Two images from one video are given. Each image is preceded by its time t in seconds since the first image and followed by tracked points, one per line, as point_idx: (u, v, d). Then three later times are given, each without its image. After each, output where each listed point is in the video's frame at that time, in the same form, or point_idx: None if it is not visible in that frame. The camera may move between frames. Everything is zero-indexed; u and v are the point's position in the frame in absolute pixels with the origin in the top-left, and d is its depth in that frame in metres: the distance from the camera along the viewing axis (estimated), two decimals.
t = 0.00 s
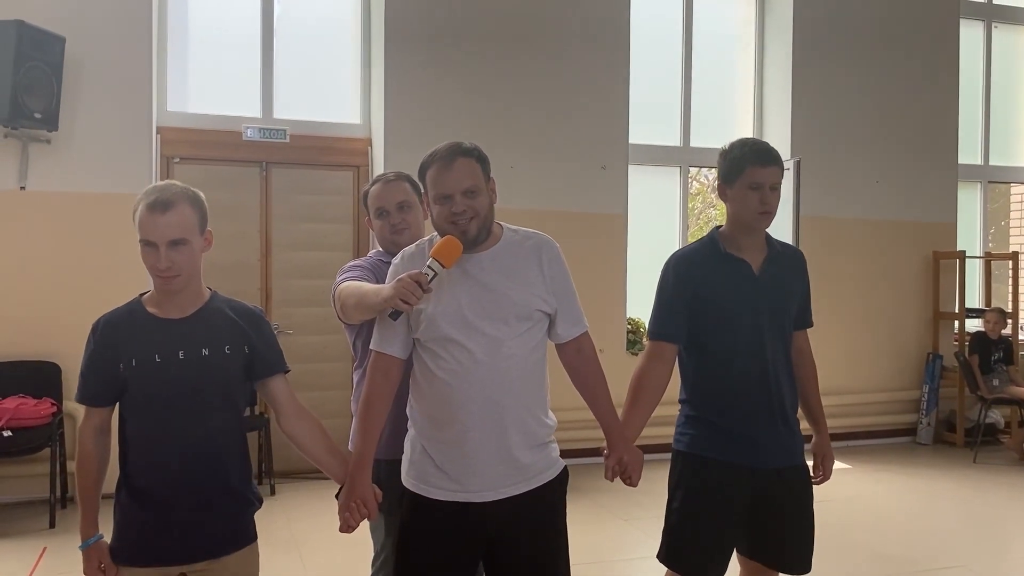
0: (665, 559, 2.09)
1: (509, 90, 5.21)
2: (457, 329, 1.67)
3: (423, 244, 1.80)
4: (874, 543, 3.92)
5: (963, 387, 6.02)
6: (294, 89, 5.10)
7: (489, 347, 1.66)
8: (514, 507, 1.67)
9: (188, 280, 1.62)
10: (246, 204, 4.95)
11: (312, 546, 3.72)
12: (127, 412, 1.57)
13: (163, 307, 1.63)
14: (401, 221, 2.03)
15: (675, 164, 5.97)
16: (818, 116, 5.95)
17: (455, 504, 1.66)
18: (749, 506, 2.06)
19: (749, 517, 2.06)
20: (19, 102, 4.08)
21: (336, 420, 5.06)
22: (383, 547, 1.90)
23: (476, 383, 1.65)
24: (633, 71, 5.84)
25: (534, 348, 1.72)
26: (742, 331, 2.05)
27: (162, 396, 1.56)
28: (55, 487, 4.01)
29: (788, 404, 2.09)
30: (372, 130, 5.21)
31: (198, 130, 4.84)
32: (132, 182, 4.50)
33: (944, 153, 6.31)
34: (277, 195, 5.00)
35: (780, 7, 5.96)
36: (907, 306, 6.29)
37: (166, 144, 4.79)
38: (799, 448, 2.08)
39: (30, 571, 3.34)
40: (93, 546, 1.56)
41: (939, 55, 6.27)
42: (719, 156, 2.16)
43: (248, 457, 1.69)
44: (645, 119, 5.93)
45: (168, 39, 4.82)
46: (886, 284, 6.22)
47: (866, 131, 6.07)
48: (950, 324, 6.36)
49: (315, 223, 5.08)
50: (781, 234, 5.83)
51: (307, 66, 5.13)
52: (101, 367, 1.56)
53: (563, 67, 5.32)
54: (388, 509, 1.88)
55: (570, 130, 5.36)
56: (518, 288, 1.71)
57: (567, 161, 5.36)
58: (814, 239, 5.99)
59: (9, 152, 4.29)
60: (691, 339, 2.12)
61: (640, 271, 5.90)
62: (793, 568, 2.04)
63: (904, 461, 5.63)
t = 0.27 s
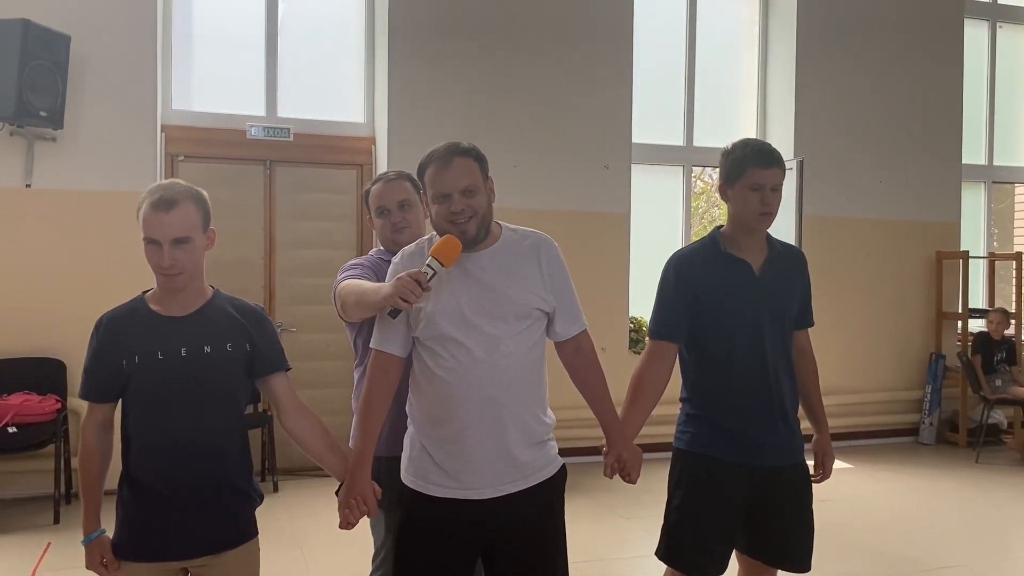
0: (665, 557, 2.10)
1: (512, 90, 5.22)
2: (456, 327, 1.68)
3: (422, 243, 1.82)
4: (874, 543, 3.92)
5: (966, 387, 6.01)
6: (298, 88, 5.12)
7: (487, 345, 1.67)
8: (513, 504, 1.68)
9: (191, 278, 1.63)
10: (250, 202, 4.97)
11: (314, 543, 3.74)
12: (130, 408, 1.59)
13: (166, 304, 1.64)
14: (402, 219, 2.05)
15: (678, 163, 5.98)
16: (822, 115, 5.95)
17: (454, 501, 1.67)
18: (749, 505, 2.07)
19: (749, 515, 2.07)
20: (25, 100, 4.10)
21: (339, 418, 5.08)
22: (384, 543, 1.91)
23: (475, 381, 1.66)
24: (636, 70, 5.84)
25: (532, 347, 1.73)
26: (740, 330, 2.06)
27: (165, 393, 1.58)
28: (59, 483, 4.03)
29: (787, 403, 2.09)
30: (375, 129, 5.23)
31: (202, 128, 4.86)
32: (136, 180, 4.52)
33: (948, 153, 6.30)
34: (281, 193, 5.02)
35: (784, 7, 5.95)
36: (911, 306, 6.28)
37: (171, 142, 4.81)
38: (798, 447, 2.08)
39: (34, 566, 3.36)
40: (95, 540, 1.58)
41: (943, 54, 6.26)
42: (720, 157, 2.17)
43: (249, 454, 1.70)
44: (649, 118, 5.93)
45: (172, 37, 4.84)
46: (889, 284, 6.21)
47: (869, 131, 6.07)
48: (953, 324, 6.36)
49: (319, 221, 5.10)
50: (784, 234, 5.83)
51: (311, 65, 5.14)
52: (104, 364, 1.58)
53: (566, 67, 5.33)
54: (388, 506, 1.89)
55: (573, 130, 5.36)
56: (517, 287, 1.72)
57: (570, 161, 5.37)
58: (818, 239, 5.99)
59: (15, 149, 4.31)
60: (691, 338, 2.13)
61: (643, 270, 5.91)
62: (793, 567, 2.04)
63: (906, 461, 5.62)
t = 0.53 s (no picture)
0: (665, 553, 2.12)
1: (517, 88, 5.23)
2: (456, 324, 1.69)
3: (424, 240, 1.83)
4: (877, 541, 3.92)
5: (972, 386, 5.99)
6: (304, 86, 5.14)
7: (487, 342, 1.68)
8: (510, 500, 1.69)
9: (195, 275, 1.65)
10: (256, 200, 4.99)
11: (318, 538, 3.76)
12: (135, 403, 1.61)
13: (170, 300, 1.66)
14: (404, 217, 2.06)
15: (683, 162, 5.97)
16: (828, 113, 5.93)
17: (454, 494, 1.69)
18: (749, 501, 2.08)
19: (749, 512, 2.08)
20: (32, 97, 4.14)
21: (344, 414, 5.10)
22: (387, 538, 1.93)
23: (475, 377, 1.68)
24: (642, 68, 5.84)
25: (532, 344, 1.74)
26: (740, 328, 2.07)
27: (169, 388, 1.60)
28: (66, 477, 4.07)
29: (788, 400, 2.10)
30: (381, 127, 5.24)
31: (209, 126, 4.89)
32: (143, 177, 4.55)
33: (955, 151, 6.27)
34: (286, 190, 5.04)
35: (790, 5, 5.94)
36: (916, 305, 6.26)
37: (177, 140, 4.84)
38: (799, 445, 2.09)
39: (41, 560, 3.40)
40: (100, 534, 1.59)
41: (949, 52, 6.23)
42: (722, 156, 2.17)
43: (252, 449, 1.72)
44: (654, 116, 5.93)
45: (179, 35, 4.87)
46: (894, 282, 6.20)
47: (875, 128, 6.05)
48: (959, 323, 6.34)
49: (324, 218, 5.12)
50: (789, 232, 5.83)
51: (317, 63, 5.17)
52: (109, 359, 1.60)
53: (572, 64, 5.33)
54: (390, 500, 1.91)
55: (578, 128, 5.36)
56: (517, 284, 1.73)
57: (575, 158, 5.37)
58: (823, 237, 5.98)
59: (24, 146, 4.35)
60: (692, 336, 2.14)
61: (648, 268, 5.91)
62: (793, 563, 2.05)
63: (911, 459, 5.61)
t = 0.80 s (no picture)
0: (665, 548, 2.12)
1: (524, 85, 5.23)
2: (459, 320, 1.70)
3: (426, 237, 1.84)
4: (883, 540, 3.91)
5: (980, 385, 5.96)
6: (312, 83, 5.16)
7: (489, 338, 1.69)
8: (511, 494, 1.70)
9: (199, 270, 1.67)
10: (264, 197, 5.02)
11: (324, 533, 3.79)
12: (140, 398, 1.63)
13: (174, 296, 1.67)
14: (408, 213, 2.07)
15: (691, 159, 5.96)
16: (836, 110, 5.91)
17: (455, 488, 1.70)
18: (749, 498, 2.08)
19: (749, 509, 2.08)
20: (43, 95, 4.17)
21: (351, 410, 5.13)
22: (388, 532, 1.95)
23: (477, 372, 1.68)
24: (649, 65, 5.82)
25: (534, 340, 1.75)
26: (742, 324, 2.07)
27: (173, 383, 1.62)
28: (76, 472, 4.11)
29: (789, 398, 2.10)
30: (389, 125, 5.26)
31: (218, 123, 4.92)
32: (152, 174, 4.58)
33: (964, 148, 6.23)
34: (294, 187, 5.07)
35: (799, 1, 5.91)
36: (925, 302, 6.23)
37: (186, 137, 4.86)
38: (800, 442, 2.09)
39: (50, 553, 3.44)
40: (107, 527, 1.61)
41: (960, 49, 6.19)
42: (723, 152, 2.17)
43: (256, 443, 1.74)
44: (662, 113, 5.92)
45: (188, 33, 4.90)
46: (903, 280, 6.17)
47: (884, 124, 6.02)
48: (968, 321, 6.30)
49: (331, 215, 5.14)
50: (796, 230, 5.81)
51: (325, 60, 5.18)
52: (114, 354, 1.62)
53: (580, 61, 5.33)
54: (391, 495, 1.92)
55: (585, 125, 5.36)
56: (519, 280, 1.74)
57: (581, 155, 5.37)
58: (831, 235, 5.95)
59: (34, 143, 4.39)
60: (693, 333, 2.14)
61: (654, 265, 5.90)
62: (793, 561, 2.05)
63: (919, 458, 5.59)
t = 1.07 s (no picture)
0: (668, 542, 2.12)
1: (532, 81, 5.23)
2: (464, 315, 1.71)
3: (431, 233, 1.85)
4: (891, 537, 3.90)
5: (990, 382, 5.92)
6: (320, 81, 5.18)
7: (494, 333, 1.70)
8: (515, 488, 1.71)
9: (205, 265, 1.68)
10: (273, 194, 5.04)
11: (332, 529, 3.82)
12: (147, 392, 1.64)
13: (181, 291, 1.69)
14: (413, 209, 2.08)
15: (699, 155, 5.95)
16: (845, 106, 5.88)
17: (459, 482, 1.71)
18: (751, 493, 2.08)
19: (751, 504, 2.09)
20: (54, 93, 4.21)
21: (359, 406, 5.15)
22: (394, 526, 1.96)
23: (482, 367, 1.70)
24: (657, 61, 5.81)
25: (539, 336, 1.76)
26: (746, 320, 2.07)
27: (180, 378, 1.64)
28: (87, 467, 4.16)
29: (792, 393, 2.10)
30: (397, 122, 5.27)
31: (227, 121, 4.94)
32: (162, 171, 4.61)
33: (975, 144, 6.19)
34: (303, 185, 5.09)
35: None
36: (934, 299, 6.20)
37: (196, 135, 4.90)
38: (802, 438, 2.09)
39: (62, 548, 3.48)
40: (115, 521, 1.63)
41: (970, 43, 6.15)
42: (726, 148, 2.17)
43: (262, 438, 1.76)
44: (671, 109, 5.91)
45: (197, 31, 4.92)
46: (912, 277, 6.14)
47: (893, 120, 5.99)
48: (978, 318, 6.27)
49: (339, 212, 5.16)
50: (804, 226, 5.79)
51: (333, 58, 5.20)
52: (122, 349, 1.64)
53: (588, 58, 5.33)
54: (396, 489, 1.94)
55: (593, 121, 5.36)
56: (525, 276, 1.75)
57: (589, 152, 5.37)
58: (839, 232, 5.93)
59: (45, 141, 4.43)
60: (697, 329, 2.14)
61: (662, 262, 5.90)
62: (795, 556, 2.06)
63: (928, 455, 5.57)
